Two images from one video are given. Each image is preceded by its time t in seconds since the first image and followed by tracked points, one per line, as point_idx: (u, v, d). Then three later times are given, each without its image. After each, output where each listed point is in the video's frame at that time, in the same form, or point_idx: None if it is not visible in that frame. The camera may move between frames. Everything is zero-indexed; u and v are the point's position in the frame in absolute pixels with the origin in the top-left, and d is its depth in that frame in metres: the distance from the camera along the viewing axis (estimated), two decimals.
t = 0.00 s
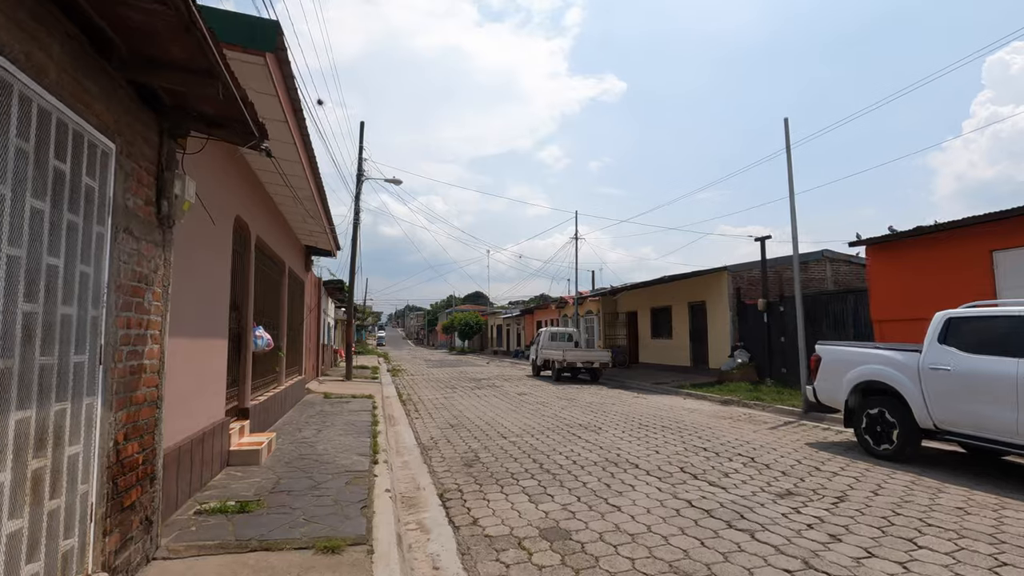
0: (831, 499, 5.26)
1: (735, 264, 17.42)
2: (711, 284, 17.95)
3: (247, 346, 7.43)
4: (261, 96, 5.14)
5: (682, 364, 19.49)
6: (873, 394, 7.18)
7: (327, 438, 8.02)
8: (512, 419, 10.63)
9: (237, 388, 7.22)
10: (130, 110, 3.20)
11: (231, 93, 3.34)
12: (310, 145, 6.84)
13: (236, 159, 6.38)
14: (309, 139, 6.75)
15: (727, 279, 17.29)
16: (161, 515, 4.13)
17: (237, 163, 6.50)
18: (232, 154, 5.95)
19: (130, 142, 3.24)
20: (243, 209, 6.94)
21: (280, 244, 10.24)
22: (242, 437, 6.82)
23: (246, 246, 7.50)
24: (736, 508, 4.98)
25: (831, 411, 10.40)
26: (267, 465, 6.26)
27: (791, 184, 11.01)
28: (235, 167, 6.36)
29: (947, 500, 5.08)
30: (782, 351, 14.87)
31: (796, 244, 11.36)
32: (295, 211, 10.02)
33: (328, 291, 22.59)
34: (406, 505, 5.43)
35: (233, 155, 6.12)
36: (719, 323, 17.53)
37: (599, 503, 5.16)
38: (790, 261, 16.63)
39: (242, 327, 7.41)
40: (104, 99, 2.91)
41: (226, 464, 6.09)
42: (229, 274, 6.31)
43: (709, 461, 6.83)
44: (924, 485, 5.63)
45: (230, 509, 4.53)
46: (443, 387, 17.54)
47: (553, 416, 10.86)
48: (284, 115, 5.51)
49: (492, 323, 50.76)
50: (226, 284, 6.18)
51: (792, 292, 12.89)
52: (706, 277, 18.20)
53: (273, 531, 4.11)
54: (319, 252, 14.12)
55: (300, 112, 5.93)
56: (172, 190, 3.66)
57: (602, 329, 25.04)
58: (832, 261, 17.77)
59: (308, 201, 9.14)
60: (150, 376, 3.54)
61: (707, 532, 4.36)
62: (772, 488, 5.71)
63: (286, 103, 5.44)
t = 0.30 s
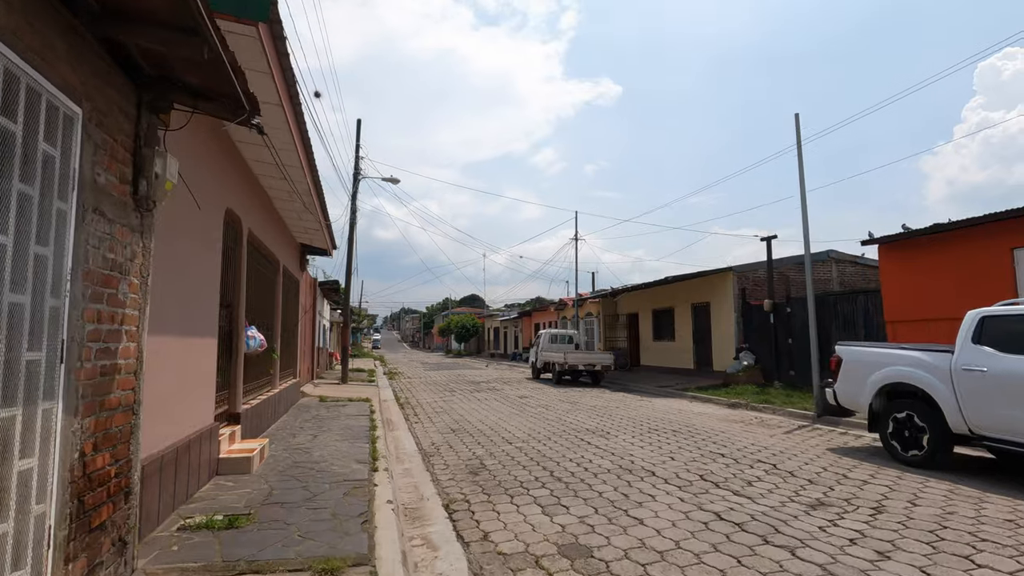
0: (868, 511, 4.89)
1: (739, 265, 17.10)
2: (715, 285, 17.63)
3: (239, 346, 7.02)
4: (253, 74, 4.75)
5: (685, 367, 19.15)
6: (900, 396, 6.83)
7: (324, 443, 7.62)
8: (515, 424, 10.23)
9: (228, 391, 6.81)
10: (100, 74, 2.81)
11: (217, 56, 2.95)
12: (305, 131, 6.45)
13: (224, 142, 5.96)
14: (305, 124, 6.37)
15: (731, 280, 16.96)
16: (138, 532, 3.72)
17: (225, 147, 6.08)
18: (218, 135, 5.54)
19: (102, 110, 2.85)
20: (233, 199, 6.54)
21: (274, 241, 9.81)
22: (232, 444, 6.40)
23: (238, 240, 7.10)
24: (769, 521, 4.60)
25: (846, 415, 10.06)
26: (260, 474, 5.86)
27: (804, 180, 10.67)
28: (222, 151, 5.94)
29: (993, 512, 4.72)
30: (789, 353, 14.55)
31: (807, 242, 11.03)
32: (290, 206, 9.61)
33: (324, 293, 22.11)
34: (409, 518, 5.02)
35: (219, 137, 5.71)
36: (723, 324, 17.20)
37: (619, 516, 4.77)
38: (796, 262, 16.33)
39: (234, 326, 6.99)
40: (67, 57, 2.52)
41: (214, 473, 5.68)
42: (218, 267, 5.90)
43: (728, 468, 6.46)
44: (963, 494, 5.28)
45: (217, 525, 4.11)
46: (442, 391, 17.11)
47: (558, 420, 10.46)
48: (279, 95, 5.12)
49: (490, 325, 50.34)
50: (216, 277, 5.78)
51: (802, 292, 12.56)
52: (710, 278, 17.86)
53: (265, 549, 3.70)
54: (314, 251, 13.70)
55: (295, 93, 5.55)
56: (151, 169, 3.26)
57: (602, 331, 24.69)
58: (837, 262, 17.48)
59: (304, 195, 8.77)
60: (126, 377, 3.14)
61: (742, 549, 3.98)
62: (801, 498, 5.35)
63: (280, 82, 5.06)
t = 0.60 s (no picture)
0: (909, 533, 4.54)
1: (746, 267, 16.77)
2: (721, 287, 17.28)
3: (232, 353, 6.65)
4: (247, 60, 4.40)
5: (690, 371, 18.80)
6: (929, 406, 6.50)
7: (322, 454, 7.25)
8: (520, 431, 9.86)
9: (220, 400, 6.43)
10: (66, 47, 2.45)
11: (203, 28, 2.59)
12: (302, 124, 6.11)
13: (214, 135, 5.62)
14: (302, 116, 6.02)
15: (738, 282, 16.62)
16: (114, 563, 3.35)
17: (216, 141, 5.74)
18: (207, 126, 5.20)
19: (69, 89, 2.49)
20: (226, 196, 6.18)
21: (270, 242, 9.45)
22: (225, 457, 6.02)
23: (232, 240, 6.75)
24: (805, 545, 4.24)
25: (863, 422, 9.72)
26: (254, 489, 5.48)
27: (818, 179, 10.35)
28: (213, 145, 5.59)
29: None
30: (798, 357, 14.24)
31: (821, 243, 10.69)
32: (286, 205, 9.26)
33: (321, 295, 21.71)
34: (415, 540, 4.66)
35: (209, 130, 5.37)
36: (730, 327, 16.86)
37: (642, 539, 4.42)
38: (804, 263, 16.01)
39: (228, 331, 6.62)
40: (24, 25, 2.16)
41: (204, 489, 5.30)
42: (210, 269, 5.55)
43: (751, 482, 6.10)
44: (1008, 513, 4.93)
45: (206, 552, 3.74)
46: (442, 395, 16.74)
47: (565, 428, 10.10)
48: (274, 83, 4.77)
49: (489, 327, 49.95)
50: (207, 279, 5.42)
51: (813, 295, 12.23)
52: (716, 280, 17.53)
53: None
54: (312, 253, 13.32)
55: (291, 83, 5.21)
56: (129, 158, 2.89)
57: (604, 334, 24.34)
58: (845, 263, 17.17)
59: (301, 194, 8.42)
60: (98, 394, 2.78)
61: None
62: (834, 518, 4.99)
63: (275, 69, 4.71)
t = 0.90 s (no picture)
0: (948, 545, 4.20)
1: (749, 266, 16.48)
2: (724, 286, 16.97)
3: (219, 351, 6.26)
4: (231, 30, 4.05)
5: (692, 372, 18.48)
6: (955, 408, 6.18)
7: (314, 459, 6.86)
8: (522, 434, 9.50)
9: (204, 401, 6.05)
10: None
11: None
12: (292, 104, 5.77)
13: (196, 116, 5.24)
14: (293, 97, 5.66)
15: (742, 281, 16.32)
16: None
17: (199, 122, 5.37)
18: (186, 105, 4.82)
19: (10, 34, 2.12)
20: (212, 183, 5.81)
21: (261, 236, 9.07)
22: (208, 462, 5.63)
23: (217, 231, 6.37)
24: (839, 559, 3.89)
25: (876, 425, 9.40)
26: (239, 497, 5.10)
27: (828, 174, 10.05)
28: (195, 126, 5.22)
29: None
30: (805, 358, 13.97)
31: (831, 240, 10.37)
32: (277, 198, 8.87)
33: (316, 295, 21.29)
34: (413, 553, 4.28)
35: (189, 109, 4.99)
36: (733, 328, 16.54)
37: (660, 551, 4.06)
38: (808, 262, 15.72)
39: (214, 327, 6.25)
40: None
41: (185, 497, 4.92)
42: (192, 260, 5.18)
43: (770, 488, 5.74)
44: None
45: (181, 570, 3.36)
46: (440, 397, 16.35)
47: (567, 431, 9.74)
48: (260, 57, 4.41)
49: (486, 329, 49.58)
50: (189, 271, 5.05)
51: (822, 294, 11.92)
52: (718, 279, 17.22)
53: None
54: (306, 250, 12.94)
55: (281, 59, 4.87)
56: (87, 122, 2.52)
57: (604, 335, 24.04)
58: (849, 263, 16.90)
59: (292, 185, 8.04)
60: (48, 392, 2.40)
61: None
62: (864, 527, 4.64)
63: (263, 42, 4.38)
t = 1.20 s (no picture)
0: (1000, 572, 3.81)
1: (753, 266, 16.12)
2: (727, 287, 16.59)
3: (199, 355, 5.81)
4: None
5: (694, 374, 18.09)
6: (987, 417, 5.81)
7: (303, 471, 6.41)
8: (522, 441, 9.06)
9: (182, 411, 5.59)
10: None
11: None
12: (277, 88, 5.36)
13: (166, 98, 4.78)
14: (276, 79, 5.22)
15: (745, 282, 15.97)
16: None
17: (170, 104, 4.90)
18: (149, 83, 4.37)
19: None
20: (189, 173, 5.34)
21: (249, 234, 8.60)
22: (186, 478, 5.17)
23: (197, 226, 5.91)
24: None
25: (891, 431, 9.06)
26: (217, 518, 4.64)
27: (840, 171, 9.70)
28: (164, 108, 4.76)
29: None
30: (811, 360, 13.65)
31: (843, 238, 10.00)
32: (264, 194, 8.41)
33: (310, 295, 20.79)
34: None
35: (156, 88, 4.54)
36: (736, 329, 16.17)
37: None
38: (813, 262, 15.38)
39: (194, 331, 5.79)
40: None
41: (157, 518, 4.46)
42: (163, 257, 4.73)
43: (792, 504, 5.34)
44: None
45: None
46: (436, 400, 15.89)
47: (570, 437, 9.33)
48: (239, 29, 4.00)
49: (482, 330, 49.08)
50: (157, 270, 4.60)
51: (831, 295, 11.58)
52: (721, 280, 16.87)
53: None
54: (298, 248, 12.47)
55: (262, 34, 4.47)
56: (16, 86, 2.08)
57: (603, 336, 23.66)
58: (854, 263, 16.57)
59: (280, 179, 7.59)
60: None
61: None
62: (903, 551, 4.25)
63: (242, 13, 3.98)
